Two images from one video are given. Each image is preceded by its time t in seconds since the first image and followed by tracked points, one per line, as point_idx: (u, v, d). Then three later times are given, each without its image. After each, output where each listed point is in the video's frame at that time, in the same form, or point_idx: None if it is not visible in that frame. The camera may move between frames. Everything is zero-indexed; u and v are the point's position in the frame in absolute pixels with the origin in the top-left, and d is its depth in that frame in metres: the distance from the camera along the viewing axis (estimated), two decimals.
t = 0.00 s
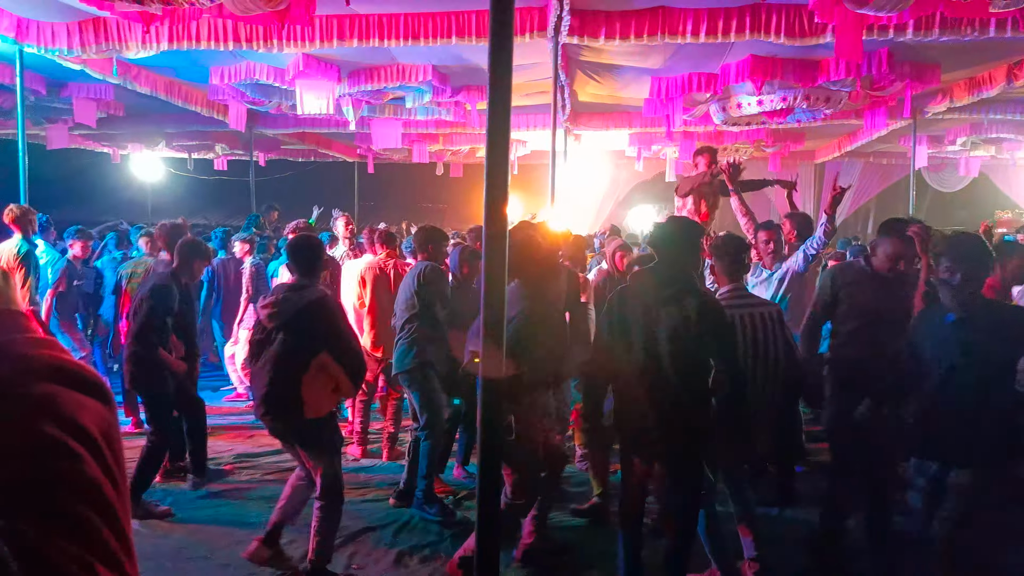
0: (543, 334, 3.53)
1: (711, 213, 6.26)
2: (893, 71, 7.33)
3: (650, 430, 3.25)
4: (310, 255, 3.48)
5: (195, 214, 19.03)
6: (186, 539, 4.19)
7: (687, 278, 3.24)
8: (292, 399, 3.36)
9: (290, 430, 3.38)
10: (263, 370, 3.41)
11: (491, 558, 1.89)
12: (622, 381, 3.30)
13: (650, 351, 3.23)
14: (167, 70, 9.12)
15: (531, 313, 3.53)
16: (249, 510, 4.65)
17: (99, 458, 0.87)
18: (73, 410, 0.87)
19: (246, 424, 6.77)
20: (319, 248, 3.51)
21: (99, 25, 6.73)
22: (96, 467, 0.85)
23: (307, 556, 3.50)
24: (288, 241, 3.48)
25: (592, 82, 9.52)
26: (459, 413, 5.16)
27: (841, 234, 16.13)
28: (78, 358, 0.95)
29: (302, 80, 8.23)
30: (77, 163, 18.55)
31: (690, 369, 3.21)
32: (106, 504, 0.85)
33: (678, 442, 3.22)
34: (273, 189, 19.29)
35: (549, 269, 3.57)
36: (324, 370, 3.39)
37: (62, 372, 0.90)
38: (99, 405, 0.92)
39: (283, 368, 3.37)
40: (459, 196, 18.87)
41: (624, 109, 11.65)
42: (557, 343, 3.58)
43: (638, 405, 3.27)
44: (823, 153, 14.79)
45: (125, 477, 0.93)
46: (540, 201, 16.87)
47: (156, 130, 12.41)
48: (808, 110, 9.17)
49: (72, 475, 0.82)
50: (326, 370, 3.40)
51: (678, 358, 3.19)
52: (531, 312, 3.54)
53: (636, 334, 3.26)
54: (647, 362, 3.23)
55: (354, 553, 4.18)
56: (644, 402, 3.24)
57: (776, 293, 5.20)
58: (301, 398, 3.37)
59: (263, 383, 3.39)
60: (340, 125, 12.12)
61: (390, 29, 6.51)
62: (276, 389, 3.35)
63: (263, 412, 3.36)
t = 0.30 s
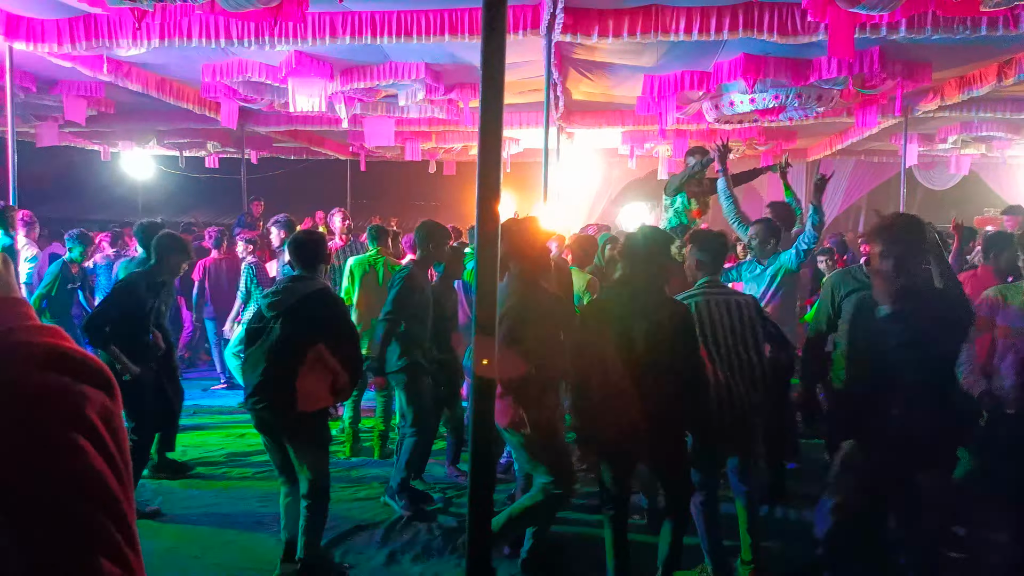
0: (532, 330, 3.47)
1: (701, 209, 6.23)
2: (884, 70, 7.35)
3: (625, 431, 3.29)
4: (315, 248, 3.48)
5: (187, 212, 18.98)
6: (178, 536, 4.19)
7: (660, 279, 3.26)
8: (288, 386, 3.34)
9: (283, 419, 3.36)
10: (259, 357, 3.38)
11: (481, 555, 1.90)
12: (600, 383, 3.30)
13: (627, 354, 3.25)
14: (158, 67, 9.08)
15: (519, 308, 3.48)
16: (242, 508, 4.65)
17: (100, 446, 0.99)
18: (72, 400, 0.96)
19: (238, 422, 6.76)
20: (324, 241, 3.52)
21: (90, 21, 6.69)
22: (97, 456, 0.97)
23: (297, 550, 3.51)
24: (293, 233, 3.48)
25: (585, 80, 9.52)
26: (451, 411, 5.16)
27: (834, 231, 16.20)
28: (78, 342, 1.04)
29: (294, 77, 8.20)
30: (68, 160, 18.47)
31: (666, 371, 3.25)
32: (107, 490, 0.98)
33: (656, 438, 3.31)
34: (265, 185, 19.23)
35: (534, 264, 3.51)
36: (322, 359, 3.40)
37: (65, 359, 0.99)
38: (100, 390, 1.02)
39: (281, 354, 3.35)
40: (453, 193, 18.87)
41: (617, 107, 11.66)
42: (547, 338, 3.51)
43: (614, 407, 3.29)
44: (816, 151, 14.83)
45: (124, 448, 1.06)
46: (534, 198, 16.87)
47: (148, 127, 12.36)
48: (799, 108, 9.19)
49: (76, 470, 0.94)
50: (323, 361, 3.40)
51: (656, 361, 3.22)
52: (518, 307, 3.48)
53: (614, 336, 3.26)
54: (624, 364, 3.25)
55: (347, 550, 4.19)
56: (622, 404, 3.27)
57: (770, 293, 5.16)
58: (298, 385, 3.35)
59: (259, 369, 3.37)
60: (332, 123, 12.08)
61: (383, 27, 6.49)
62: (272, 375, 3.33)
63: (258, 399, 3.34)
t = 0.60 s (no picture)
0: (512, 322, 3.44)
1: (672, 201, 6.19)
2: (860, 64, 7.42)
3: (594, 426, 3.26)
4: (279, 239, 3.45)
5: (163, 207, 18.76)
6: (155, 535, 4.14)
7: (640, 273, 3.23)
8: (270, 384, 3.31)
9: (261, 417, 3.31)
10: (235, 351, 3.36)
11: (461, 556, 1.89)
12: (576, 378, 3.27)
13: (605, 349, 3.21)
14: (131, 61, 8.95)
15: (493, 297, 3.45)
16: (219, 506, 4.61)
17: (87, 414, 1.18)
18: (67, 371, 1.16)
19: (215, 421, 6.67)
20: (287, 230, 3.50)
21: (59, 13, 6.57)
22: (81, 417, 1.16)
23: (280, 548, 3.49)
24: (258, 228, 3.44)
25: (564, 74, 9.52)
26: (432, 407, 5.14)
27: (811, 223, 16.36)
28: (69, 310, 1.23)
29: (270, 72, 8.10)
30: (41, 155, 18.18)
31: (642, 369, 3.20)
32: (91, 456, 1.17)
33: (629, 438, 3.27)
34: (243, 180, 19.03)
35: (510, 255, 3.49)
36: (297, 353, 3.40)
37: (61, 331, 1.19)
38: (91, 364, 1.22)
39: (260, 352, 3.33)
40: (433, 187, 18.80)
41: (595, 100, 11.67)
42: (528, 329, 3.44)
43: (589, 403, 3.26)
44: (793, 144, 14.96)
45: (111, 415, 1.26)
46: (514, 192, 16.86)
47: (121, 121, 12.16)
48: (776, 101, 9.26)
49: (63, 434, 1.12)
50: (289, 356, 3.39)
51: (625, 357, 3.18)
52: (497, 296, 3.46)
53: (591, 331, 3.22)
54: (600, 361, 3.22)
55: (329, 548, 4.17)
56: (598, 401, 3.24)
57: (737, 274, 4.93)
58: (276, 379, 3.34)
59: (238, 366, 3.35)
60: (309, 117, 11.98)
61: (361, 20, 6.42)
62: (244, 374, 3.29)
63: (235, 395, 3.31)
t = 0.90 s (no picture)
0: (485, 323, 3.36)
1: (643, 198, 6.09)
2: (830, 58, 7.50)
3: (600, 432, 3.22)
4: (247, 237, 3.39)
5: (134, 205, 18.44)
6: (128, 538, 4.07)
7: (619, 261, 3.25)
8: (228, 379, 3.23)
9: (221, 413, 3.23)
10: (189, 346, 3.26)
11: (438, 553, 1.88)
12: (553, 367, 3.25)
13: (595, 338, 3.19)
14: (98, 56, 8.77)
15: (463, 299, 3.34)
16: (194, 507, 4.54)
17: (43, 375, 1.05)
18: (19, 326, 1.03)
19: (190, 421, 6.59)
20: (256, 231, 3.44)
21: (22, 7, 6.41)
22: (39, 384, 1.04)
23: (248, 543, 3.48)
24: (223, 222, 3.38)
25: (539, 69, 9.51)
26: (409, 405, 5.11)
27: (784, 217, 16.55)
28: (31, 270, 1.12)
29: (241, 67, 7.98)
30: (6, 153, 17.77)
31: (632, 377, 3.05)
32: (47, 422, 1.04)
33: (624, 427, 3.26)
34: (215, 178, 18.78)
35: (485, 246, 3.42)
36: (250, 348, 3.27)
37: (13, 286, 1.06)
38: (48, 322, 1.09)
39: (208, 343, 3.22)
40: (408, 183, 18.71)
41: (570, 95, 11.67)
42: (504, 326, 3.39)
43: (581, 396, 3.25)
44: (766, 138, 15.10)
45: (74, 380, 1.13)
46: (490, 188, 16.82)
47: (89, 119, 11.93)
48: (749, 96, 9.32)
49: (15, 396, 1.00)
50: (234, 349, 3.27)
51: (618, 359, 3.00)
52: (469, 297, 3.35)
53: (577, 322, 3.21)
54: (590, 352, 3.20)
55: (307, 547, 4.13)
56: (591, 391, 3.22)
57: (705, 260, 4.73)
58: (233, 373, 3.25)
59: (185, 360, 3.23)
60: (282, 113, 11.84)
61: (333, 14, 6.36)
62: (201, 365, 3.21)
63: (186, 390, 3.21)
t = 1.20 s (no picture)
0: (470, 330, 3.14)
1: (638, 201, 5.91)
2: (821, 60, 7.53)
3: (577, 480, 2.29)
4: (241, 237, 3.33)
5: (124, 203, 18.37)
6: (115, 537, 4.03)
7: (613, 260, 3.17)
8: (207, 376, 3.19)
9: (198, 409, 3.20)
10: (166, 346, 3.24)
11: (429, 559, 1.87)
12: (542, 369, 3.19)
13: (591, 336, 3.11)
14: (88, 53, 8.72)
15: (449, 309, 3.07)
16: (182, 506, 4.50)
17: (26, 372, 1.03)
18: (4, 320, 1.01)
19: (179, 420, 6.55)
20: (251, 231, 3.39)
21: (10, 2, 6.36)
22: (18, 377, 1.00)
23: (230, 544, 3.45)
24: (218, 220, 3.34)
25: (531, 69, 9.49)
26: (401, 405, 5.08)
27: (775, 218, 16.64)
28: (12, 258, 1.08)
29: (232, 65, 7.95)
30: None
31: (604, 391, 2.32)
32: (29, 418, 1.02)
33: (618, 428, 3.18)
34: (206, 177, 18.71)
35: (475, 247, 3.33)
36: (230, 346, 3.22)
37: None
38: (33, 317, 1.07)
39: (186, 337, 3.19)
40: (400, 183, 18.69)
41: (563, 96, 11.68)
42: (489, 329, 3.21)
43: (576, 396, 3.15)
44: (758, 140, 15.18)
45: (58, 379, 1.11)
46: (482, 188, 16.82)
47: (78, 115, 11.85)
48: (741, 97, 9.35)
49: None
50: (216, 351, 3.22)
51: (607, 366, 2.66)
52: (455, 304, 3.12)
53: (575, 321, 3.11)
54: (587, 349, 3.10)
55: (297, 548, 4.09)
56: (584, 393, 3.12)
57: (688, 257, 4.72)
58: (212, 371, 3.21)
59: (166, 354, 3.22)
60: (274, 111, 11.80)
61: (325, 13, 6.34)
62: (184, 364, 3.18)
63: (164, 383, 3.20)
